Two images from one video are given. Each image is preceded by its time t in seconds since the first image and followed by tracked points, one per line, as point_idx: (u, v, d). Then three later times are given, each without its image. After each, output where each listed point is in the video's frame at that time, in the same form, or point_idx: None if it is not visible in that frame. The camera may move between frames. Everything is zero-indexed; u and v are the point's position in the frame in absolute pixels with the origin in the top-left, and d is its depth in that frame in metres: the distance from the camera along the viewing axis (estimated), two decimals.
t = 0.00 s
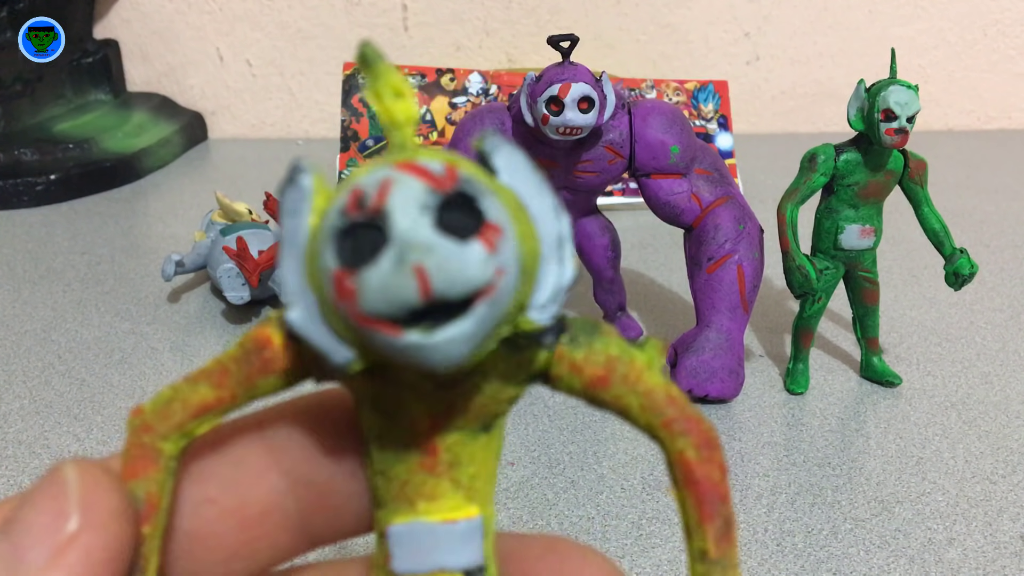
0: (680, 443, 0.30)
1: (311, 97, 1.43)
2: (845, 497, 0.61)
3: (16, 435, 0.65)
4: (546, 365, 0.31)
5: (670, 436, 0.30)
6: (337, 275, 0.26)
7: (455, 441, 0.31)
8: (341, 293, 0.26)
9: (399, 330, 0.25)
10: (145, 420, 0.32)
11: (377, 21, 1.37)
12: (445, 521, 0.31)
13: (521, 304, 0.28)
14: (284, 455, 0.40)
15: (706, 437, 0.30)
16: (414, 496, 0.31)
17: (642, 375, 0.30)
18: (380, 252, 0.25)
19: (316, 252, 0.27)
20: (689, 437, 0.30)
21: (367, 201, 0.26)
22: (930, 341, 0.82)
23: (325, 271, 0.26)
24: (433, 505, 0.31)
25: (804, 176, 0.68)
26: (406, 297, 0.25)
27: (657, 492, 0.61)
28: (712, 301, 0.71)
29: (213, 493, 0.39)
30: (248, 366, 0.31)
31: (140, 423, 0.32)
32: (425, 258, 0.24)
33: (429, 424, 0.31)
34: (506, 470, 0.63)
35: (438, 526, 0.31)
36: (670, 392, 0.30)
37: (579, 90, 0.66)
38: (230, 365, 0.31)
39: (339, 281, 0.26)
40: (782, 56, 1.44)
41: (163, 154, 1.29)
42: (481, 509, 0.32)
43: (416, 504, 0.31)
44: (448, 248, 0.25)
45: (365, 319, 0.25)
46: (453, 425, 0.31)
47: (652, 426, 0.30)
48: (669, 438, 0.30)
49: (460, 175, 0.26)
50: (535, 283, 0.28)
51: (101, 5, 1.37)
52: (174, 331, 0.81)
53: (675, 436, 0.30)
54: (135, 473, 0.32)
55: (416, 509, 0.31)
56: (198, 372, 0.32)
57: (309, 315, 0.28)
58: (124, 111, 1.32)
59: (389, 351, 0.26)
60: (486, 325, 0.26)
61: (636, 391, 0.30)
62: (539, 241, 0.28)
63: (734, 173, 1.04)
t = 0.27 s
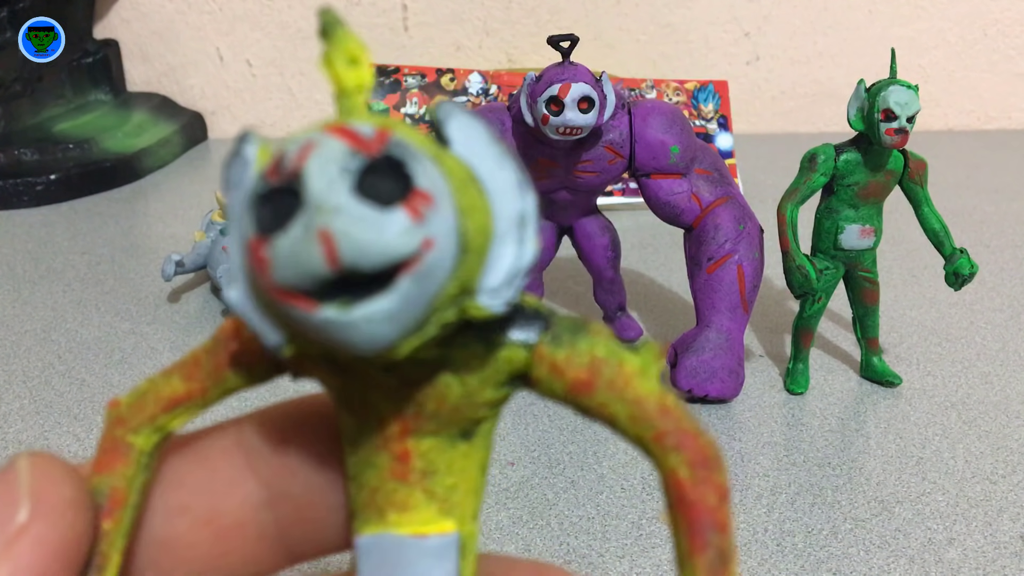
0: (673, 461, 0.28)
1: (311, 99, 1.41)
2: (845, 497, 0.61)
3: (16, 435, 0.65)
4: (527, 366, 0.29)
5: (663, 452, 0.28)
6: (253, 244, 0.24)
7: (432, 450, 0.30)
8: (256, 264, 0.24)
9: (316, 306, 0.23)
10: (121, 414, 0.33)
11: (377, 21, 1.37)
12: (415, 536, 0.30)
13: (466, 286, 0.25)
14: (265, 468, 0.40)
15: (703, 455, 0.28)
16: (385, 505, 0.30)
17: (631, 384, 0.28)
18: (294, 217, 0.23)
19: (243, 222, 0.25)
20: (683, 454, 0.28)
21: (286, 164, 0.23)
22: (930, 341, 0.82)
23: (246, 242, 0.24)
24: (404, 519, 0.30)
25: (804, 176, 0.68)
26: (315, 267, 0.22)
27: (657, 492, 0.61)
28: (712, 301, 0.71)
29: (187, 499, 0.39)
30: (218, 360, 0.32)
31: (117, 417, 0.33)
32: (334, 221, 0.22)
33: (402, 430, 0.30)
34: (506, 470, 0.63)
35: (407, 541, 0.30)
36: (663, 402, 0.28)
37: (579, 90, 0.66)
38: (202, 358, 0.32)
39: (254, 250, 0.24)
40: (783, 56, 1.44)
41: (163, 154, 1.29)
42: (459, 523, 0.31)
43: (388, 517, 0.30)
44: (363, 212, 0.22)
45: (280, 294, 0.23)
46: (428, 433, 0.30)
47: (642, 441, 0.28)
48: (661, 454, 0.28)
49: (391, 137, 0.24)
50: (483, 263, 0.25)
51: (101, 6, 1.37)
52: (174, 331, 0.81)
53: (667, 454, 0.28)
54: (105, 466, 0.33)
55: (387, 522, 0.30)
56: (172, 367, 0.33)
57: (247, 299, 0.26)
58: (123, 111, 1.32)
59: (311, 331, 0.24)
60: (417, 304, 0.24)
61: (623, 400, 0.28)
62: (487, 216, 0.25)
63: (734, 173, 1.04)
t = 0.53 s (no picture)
0: (698, 503, 0.27)
1: (311, 98, 1.42)
2: (845, 498, 0.61)
3: (16, 435, 0.65)
4: (543, 391, 0.27)
5: (688, 491, 0.27)
6: (236, 236, 0.24)
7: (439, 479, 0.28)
8: (237, 257, 0.24)
9: (291, 304, 0.23)
10: (126, 430, 0.33)
11: (377, 21, 1.37)
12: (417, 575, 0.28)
13: (459, 289, 0.24)
14: (259, 489, 0.40)
15: (732, 499, 0.27)
16: (387, 540, 0.28)
17: (654, 416, 0.26)
18: (273, 209, 0.23)
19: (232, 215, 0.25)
20: (709, 495, 0.26)
21: (273, 155, 0.24)
22: (931, 341, 0.82)
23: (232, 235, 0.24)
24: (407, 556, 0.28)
25: (804, 176, 0.68)
26: (288, 259, 0.22)
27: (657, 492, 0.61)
28: (712, 301, 0.71)
29: (179, 532, 0.38)
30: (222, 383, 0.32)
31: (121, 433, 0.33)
32: (312, 211, 0.22)
33: (409, 456, 0.29)
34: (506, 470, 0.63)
35: None
36: (690, 437, 0.26)
37: (579, 90, 0.66)
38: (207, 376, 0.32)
39: (235, 242, 0.23)
40: (783, 57, 1.44)
41: (163, 154, 1.29)
42: (466, 565, 0.29)
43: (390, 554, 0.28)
44: (342, 205, 0.22)
45: (257, 290, 0.23)
46: (435, 459, 0.28)
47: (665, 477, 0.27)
48: (684, 491, 0.27)
49: (383, 129, 0.24)
50: (483, 268, 0.25)
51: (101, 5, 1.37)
52: (174, 331, 0.81)
53: (692, 494, 0.27)
54: (106, 484, 0.33)
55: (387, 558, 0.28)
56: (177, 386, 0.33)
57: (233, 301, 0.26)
58: (123, 111, 1.32)
59: (289, 332, 0.24)
60: (399, 305, 0.23)
61: (647, 432, 0.26)
62: (487, 215, 0.24)
63: (734, 173, 1.04)
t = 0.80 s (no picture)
0: (743, 556, 0.24)
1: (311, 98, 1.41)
2: (845, 498, 0.61)
3: (16, 435, 0.65)
4: (576, 427, 0.26)
5: (732, 544, 0.24)
6: (274, 247, 0.22)
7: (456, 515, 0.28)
8: (274, 268, 0.22)
9: (334, 322, 0.22)
10: (103, 440, 0.31)
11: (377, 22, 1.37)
12: None
13: (514, 320, 0.23)
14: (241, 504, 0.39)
15: (780, 555, 0.24)
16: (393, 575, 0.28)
17: (698, 459, 0.25)
18: (317, 221, 0.22)
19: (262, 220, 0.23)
20: (755, 547, 0.24)
21: (316, 162, 0.22)
22: (931, 341, 0.82)
23: (265, 244, 0.23)
24: None
25: (804, 176, 0.68)
26: (338, 277, 0.21)
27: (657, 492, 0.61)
28: (712, 301, 0.71)
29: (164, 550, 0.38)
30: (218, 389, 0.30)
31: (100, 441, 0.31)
32: (368, 224, 0.21)
33: (426, 488, 0.28)
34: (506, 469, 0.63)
35: None
36: (736, 486, 0.25)
37: (579, 90, 0.66)
38: (202, 387, 0.30)
39: (274, 253, 0.22)
40: (782, 57, 1.44)
41: (163, 154, 1.29)
42: None
43: None
44: (396, 223, 0.21)
45: (300, 305, 0.22)
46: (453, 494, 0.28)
47: (704, 526, 0.25)
48: (728, 544, 0.25)
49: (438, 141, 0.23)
50: (538, 298, 0.23)
51: (101, 6, 1.37)
52: (174, 331, 0.81)
53: (738, 549, 0.24)
54: (75, 502, 0.31)
55: None
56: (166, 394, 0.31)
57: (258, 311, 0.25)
58: (123, 111, 1.32)
59: (329, 352, 0.23)
60: (451, 332, 0.22)
61: (689, 478, 0.25)
62: (550, 242, 0.23)
63: (734, 173, 1.04)
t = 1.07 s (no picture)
0: (626, 515, 0.28)
1: (311, 97, 1.43)
2: (845, 497, 0.61)
3: (16, 435, 0.65)
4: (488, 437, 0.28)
5: (616, 508, 0.28)
6: (449, 289, 0.20)
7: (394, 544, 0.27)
8: (455, 312, 0.20)
9: (523, 363, 0.21)
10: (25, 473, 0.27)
11: (377, 22, 1.37)
12: None
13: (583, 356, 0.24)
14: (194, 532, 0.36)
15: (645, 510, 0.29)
16: None
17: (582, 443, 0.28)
18: (512, 264, 0.20)
19: (399, 261, 0.20)
20: (633, 507, 0.28)
21: (486, 201, 0.21)
22: (931, 341, 0.82)
23: (413, 287, 0.20)
24: None
25: (804, 176, 0.68)
26: (554, 321, 0.20)
27: (657, 492, 0.61)
28: (712, 301, 0.71)
29: None
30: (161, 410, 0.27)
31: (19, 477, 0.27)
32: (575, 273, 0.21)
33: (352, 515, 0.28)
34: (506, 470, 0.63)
35: None
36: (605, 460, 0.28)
37: (579, 90, 0.66)
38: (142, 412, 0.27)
39: (450, 296, 0.20)
40: (783, 57, 1.44)
41: (163, 154, 1.29)
42: None
43: None
44: (585, 268, 0.21)
45: (485, 350, 0.20)
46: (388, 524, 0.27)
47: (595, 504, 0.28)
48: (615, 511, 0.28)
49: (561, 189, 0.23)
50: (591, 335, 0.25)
51: (101, 5, 1.37)
52: (174, 331, 0.81)
53: (622, 511, 0.28)
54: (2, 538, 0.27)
55: None
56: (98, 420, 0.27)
57: (361, 347, 0.21)
58: (123, 111, 1.32)
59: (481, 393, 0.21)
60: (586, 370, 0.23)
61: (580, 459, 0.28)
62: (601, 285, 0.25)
63: (734, 173, 1.04)
